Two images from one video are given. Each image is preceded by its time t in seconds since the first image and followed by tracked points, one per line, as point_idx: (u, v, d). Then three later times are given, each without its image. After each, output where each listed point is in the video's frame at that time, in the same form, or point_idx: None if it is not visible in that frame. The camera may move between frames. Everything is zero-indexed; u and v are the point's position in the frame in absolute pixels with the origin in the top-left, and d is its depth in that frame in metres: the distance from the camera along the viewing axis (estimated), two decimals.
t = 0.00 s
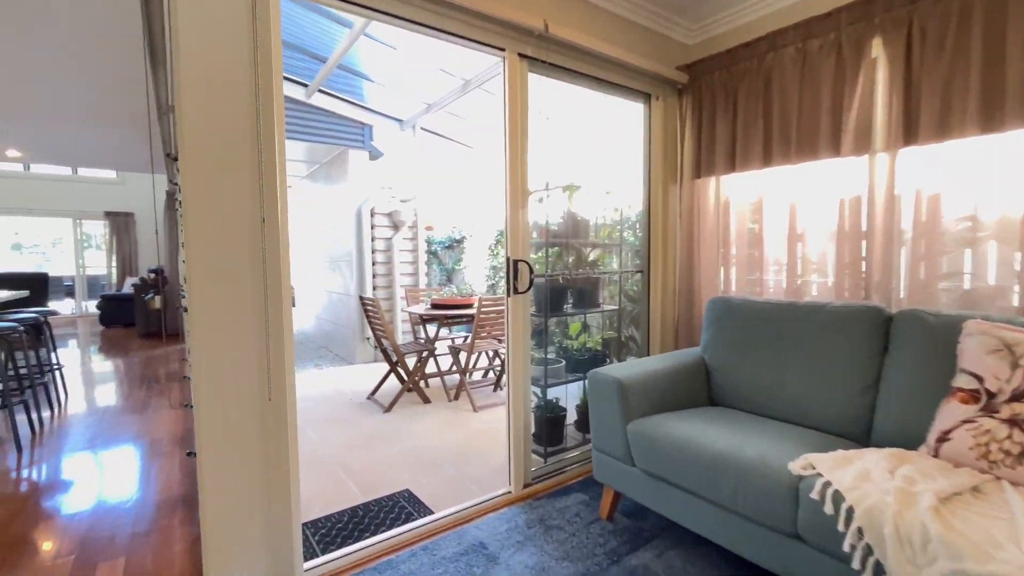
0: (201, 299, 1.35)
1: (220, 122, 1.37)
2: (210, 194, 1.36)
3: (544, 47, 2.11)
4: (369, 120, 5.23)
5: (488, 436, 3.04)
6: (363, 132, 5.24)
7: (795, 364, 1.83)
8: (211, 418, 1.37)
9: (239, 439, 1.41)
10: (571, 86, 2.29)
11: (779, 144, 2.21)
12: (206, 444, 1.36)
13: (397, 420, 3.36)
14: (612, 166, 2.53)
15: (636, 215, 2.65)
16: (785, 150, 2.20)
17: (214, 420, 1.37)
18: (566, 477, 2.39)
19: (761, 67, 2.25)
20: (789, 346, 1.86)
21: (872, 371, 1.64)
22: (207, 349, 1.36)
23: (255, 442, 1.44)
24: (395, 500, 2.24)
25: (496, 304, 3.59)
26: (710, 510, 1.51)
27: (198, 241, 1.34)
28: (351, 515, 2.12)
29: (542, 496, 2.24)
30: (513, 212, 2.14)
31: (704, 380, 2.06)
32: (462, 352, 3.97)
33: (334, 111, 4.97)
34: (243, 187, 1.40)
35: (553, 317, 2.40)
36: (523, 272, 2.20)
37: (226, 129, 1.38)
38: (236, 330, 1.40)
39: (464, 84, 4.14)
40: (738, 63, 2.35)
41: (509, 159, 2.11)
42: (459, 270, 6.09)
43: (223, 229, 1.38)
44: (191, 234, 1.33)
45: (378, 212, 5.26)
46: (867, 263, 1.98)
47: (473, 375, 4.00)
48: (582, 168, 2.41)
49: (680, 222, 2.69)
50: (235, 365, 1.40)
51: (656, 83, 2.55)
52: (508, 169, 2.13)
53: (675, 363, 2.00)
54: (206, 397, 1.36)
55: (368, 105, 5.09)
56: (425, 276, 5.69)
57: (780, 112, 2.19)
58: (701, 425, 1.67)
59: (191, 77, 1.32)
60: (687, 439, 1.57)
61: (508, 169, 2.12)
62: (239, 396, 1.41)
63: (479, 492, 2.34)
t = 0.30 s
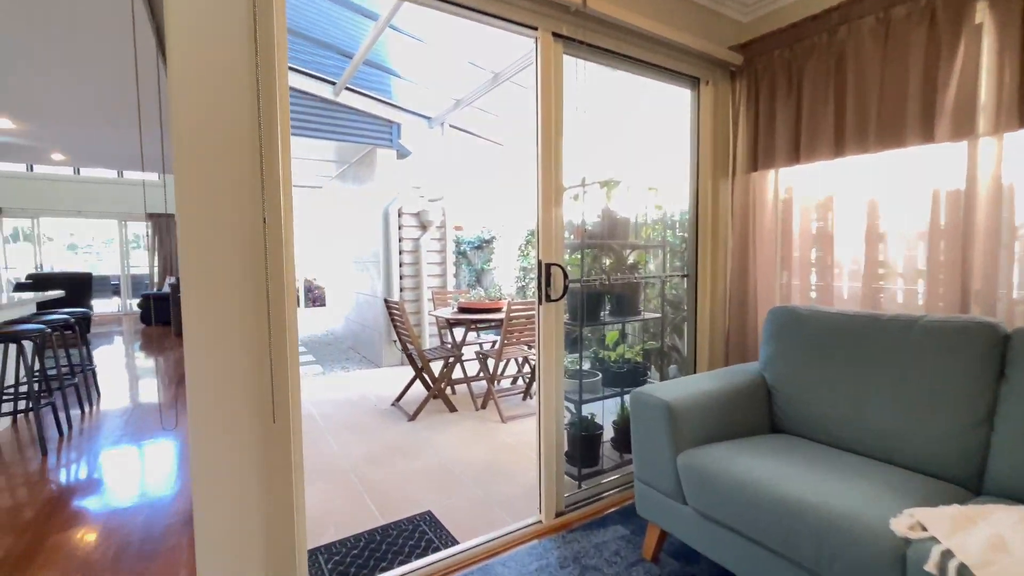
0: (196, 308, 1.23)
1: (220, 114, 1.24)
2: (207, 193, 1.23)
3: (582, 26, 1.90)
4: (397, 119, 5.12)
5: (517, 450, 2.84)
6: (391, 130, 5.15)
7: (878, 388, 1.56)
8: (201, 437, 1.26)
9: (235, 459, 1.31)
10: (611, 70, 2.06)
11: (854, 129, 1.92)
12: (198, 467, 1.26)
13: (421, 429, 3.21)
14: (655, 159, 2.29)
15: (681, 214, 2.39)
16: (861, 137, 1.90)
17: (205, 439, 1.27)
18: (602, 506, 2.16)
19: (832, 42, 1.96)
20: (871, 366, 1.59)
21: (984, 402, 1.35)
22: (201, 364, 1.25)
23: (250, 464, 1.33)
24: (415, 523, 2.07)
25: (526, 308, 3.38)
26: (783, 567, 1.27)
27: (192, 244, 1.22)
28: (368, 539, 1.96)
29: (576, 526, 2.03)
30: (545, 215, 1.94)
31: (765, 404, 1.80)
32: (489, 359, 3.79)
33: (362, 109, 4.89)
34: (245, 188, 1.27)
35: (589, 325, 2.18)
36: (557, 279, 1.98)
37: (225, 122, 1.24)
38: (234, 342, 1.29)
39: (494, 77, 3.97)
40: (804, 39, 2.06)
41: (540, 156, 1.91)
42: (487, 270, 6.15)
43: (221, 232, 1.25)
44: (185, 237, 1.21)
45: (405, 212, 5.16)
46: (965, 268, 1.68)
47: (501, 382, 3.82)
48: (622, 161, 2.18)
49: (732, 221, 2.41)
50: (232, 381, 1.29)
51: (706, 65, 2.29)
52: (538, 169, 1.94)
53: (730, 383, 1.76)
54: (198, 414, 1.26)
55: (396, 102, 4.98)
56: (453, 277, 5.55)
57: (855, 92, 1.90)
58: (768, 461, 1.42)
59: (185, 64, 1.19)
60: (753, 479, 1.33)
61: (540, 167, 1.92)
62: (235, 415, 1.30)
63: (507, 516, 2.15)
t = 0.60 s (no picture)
0: (175, 310, 1.11)
1: (201, 92, 1.10)
2: (186, 181, 1.10)
3: None
4: (421, 115, 4.94)
5: (543, 468, 2.64)
6: (415, 126, 4.95)
7: (991, 421, 1.27)
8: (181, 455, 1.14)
9: (219, 479, 1.18)
10: (652, 47, 1.84)
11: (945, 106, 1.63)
12: (180, 492, 1.14)
13: (442, 441, 3.04)
14: (702, 149, 2.03)
15: (731, 211, 2.12)
16: (955, 114, 1.61)
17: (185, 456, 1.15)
18: (640, 543, 1.94)
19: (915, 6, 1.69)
20: (980, 393, 1.31)
21: None
22: (182, 371, 1.13)
23: (237, 486, 1.20)
24: (432, 552, 1.89)
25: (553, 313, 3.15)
26: None
27: (169, 238, 1.09)
28: (381, 570, 1.79)
29: (611, 565, 1.80)
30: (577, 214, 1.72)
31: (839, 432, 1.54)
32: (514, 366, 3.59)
33: (385, 106, 4.76)
34: (230, 176, 1.14)
35: (626, 335, 1.94)
36: (592, 284, 1.76)
37: (207, 101, 1.11)
38: (219, 348, 1.16)
39: (521, 68, 3.77)
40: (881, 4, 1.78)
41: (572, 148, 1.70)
42: (513, 271, 6.30)
43: (202, 226, 1.12)
44: (161, 231, 1.08)
45: (429, 212, 5.00)
46: None
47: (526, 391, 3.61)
48: (665, 150, 1.93)
49: (791, 218, 2.14)
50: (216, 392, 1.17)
51: (761, 42, 2.03)
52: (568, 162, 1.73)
53: (801, 407, 1.50)
54: (177, 429, 1.14)
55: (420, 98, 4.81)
56: (477, 278, 5.36)
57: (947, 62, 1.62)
58: (855, 510, 1.17)
59: (163, 35, 1.06)
60: (838, 535, 1.08)
61: (571, 160, 1.71)
62: (219, 430, 1.18)
63: (532, 546, 1.94)
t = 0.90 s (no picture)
0: (137, 343, 1.03)
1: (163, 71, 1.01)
2: (143, 171, 1.02)
3: None
4: (441, 111, 4.76)
5: (568, 490, 2.42)
6: (434, 122, 4.77)
7: None
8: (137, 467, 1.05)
9: (190, 523, 1.09)
10: (696, 23, 1.64)
11: None
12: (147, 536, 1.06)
13: (459, 455, 2.85)
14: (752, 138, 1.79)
15: (785, 208, 1.87)
16: None
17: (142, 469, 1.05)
18: None
19: None
20: None
21: None
22: (144, 406, 1.05)
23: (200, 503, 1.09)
24: None
25: (580, 319, 2.92)
26: None
27: (124, 232, 1.01)
28: None
29: None
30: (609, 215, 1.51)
31: (928, 471, 1.28)
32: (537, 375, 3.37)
33: (404, 102, 4.60)
34: (192, 161, 1.03)
35: (664, 348, 1.71)
36: (627, 293, 1.54)
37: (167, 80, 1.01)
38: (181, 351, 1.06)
39: (545, 56, 3.54)
40: None
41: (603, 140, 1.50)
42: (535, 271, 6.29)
43: (160, 218, 1.02)
44: (115, 237, 1.00)
45: (448, 211, 4.83)
46: None
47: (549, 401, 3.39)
48: (709, 139, 1.71)
49: (861, 217, 1.84)
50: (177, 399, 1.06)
51: (823, 13, 1.79)
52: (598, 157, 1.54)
53: (879, 440, 1.26)
54: (135, 450, 1.05)
55: (439, 93, 4.64)
56: (499, 280, 5.12)
57: None
58: None
59: (116, 47, 0.98)
60: None
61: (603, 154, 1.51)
62: (181, 440, 1.08)
63: None
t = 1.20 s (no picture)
0: (80, 348, 0.99)
1: (109, 54, 0.96)
2: (86, 167, 0.96)
3: None
4: (455, 105, 4.59)
5: (589, 511, 2.24)
6: (448, 118, 4.61)
7: None
8: (83, 475, 1.01)
9: (136, 538, 1.05)
10: None
11: None
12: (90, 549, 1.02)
13: (471, 468, 2.68)
14: (803, 122, 1.59)
15: (839, 203, 1.65)
16: None
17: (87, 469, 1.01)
18: None
19: None
20: None
21: None
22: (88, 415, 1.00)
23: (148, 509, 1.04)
24: None
25: (602, 323, 2.71)
26: None
27: (63, 219, 0.96)
28: None
29: None
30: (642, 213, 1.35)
31: None
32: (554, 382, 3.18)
33: (417, 97, 4.44)
34: (139, 155, 0.98)
35: (703, 360, 1.51)
36: (665, 300, 1.37)
37: (111, 69, 0.96)
38: (130, 348, 1.01)
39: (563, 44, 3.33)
40: None
41: (638, 132, 1.35)
42: (552, 271, 6.43)
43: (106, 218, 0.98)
44: (57, 237, 0.96)
45: (461, 210, 4.67)
46: None
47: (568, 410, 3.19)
48: (755, 123, 1.52)
49: (928, 209, 1.62)
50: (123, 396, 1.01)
51: None
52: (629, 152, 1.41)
53: (978, 480, 1.05)
54: (82, 459, 1.01)
55: (453, 87, 4.48)
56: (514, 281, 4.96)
57: None
58: None
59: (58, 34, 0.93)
60: None
61: (636, 146, 1.36)
62: (126, 442, 1.02)
63: None
